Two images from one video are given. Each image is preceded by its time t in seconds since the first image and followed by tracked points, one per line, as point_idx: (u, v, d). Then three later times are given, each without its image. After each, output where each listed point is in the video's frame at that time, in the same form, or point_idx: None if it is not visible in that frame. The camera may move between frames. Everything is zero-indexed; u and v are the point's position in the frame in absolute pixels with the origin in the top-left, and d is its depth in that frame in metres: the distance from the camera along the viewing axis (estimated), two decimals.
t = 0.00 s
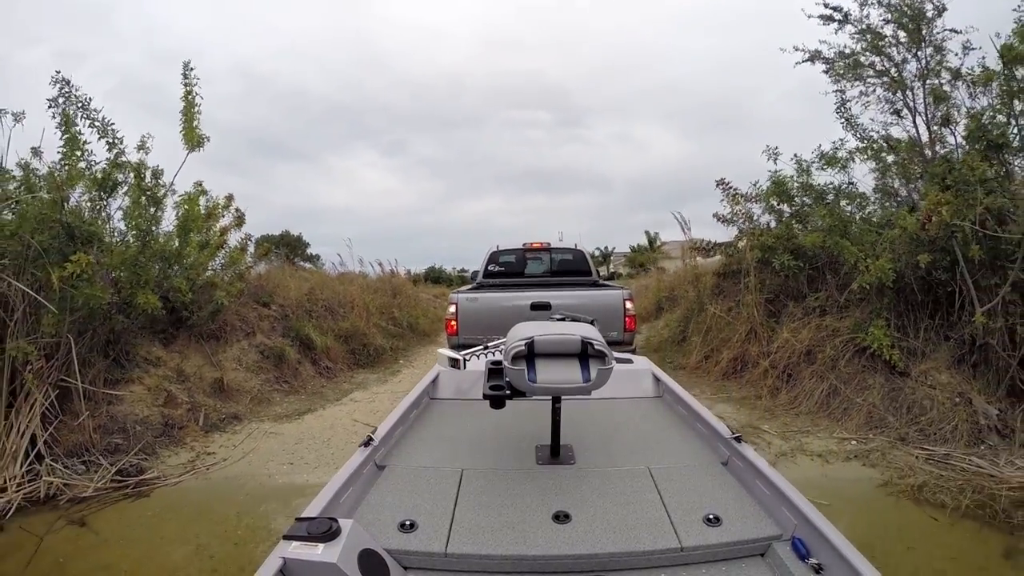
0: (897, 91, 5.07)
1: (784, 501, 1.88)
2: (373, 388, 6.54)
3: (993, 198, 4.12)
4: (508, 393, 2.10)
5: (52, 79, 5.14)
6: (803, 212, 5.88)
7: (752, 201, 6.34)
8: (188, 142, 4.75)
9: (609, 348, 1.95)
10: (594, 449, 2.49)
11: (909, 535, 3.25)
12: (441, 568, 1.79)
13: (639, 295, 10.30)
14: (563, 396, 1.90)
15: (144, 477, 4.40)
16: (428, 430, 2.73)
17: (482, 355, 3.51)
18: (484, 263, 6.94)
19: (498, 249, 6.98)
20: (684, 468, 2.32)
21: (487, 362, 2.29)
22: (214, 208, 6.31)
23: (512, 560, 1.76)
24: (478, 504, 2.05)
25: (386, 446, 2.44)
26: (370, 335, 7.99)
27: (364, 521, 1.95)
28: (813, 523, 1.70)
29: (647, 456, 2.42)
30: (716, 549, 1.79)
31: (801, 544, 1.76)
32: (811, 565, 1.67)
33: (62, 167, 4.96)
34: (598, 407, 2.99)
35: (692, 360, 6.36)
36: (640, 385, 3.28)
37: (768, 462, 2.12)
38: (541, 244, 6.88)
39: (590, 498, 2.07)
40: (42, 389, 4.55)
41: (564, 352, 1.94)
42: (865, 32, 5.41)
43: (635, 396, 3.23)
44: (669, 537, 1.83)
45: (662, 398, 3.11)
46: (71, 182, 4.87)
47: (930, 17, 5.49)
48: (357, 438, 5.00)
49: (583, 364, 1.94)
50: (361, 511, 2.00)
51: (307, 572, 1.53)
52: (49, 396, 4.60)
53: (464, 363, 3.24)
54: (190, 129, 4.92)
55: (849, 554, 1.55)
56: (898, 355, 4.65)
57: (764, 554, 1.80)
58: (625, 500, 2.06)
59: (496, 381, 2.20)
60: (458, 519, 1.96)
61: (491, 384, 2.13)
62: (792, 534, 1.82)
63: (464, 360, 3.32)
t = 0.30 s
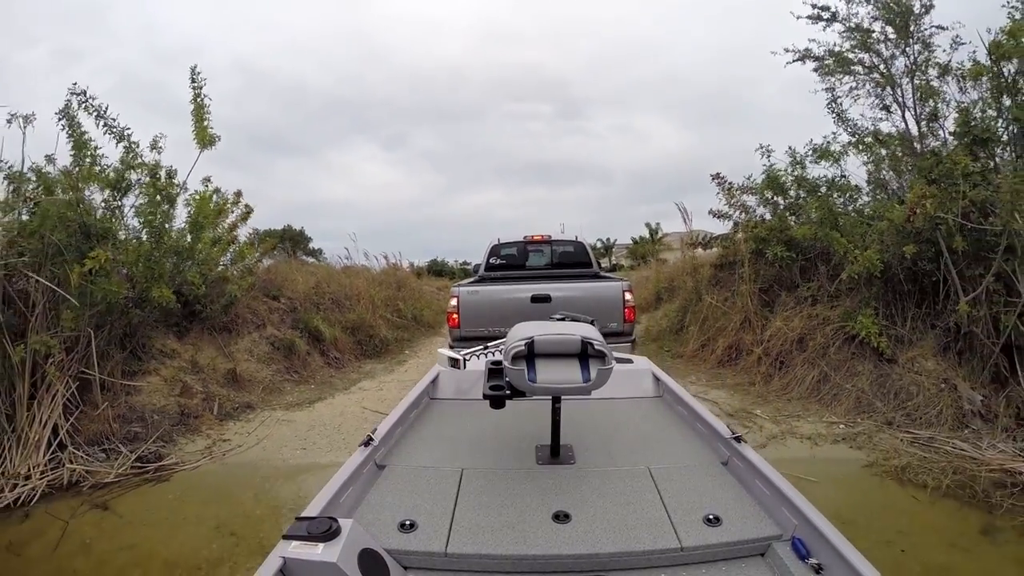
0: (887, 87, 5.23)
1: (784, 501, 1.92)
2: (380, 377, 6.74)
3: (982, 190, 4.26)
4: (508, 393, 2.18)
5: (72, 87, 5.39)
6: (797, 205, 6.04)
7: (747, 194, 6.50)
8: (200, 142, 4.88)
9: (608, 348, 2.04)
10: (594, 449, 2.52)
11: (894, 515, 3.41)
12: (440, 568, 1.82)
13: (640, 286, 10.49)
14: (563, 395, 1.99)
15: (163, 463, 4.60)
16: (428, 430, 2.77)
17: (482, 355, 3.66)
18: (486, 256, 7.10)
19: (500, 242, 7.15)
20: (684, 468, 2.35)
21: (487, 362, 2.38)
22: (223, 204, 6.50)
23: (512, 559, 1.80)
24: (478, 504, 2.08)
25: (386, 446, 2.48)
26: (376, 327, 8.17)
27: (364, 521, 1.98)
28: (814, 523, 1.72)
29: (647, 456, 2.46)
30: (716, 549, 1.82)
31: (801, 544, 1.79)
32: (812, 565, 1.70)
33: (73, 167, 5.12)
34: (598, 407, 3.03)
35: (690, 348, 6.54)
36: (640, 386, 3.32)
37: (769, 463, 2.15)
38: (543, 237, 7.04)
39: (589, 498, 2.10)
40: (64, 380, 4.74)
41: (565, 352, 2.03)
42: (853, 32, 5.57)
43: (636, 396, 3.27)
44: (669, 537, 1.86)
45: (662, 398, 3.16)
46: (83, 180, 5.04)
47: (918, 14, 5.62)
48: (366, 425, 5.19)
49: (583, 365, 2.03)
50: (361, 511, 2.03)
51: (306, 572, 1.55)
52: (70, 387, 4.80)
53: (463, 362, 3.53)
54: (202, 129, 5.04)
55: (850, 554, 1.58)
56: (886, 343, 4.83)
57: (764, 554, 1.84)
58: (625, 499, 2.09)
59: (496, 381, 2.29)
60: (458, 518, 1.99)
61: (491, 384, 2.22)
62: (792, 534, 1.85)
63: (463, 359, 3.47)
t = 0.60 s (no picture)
0: (881, 87, 5.40)
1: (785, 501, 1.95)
2: (384, 360, 6.93)
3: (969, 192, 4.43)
4: (508, 393, 2.22)
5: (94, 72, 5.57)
6: (791, 199, 6.20)
7: (743, 187, 6.65)
8: (214, 133, 5.03)
9: (608, 348, 2.07)
10: (594, 449, 2.54)
11: (875, 499, 3.57)
12: (441, 568, 1.85)
13: (638, 275, 10.69)
14: (564, 395, 2.02)
15: (176, 439, 4.79)
16: (428, 430, 2.79)
17: (482, 355, 3.60)
18: (488, 243, 7.26)
19: (502, 230, 7.31)
20: (684, 468, 2.37)
21: (487, 362, 2.42)
22: (231, 190, 6.64)
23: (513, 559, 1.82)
24: (479, 504, 2.10)
25: (386, 445, 2.50)
26: (380, 311, 8.35)
27: (364, 521, 2.00)
28: (815, 525, 1.75)
29: (647, 456, 2.48)
30: (716, 549, 1.85)
31: (802, 544, 1.82)
32: (812, 565, 1.73)
33: (89, 153, 5.31)
34: (597, 406, 3.05)
35: (685, 336, 6.74)
36: (640, 384, 3.35)
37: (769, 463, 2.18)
38: (544, 226, 7.20)
39: (589, 498, 2.12)
40: (80, 359, 4.92)
41: (566, 351, 2.06)
42: (847, 33, 5.70)
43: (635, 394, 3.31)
44: (669, 537, 1.89)
45: (661, 398, 3.19)
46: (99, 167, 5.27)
47: (912, 17, 5.76)
48: (370, 406, 5.37)
49: (583, 364, 2.06)
50: (360, 511, 2.06)
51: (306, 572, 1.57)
52: (86, 366, 4.98)
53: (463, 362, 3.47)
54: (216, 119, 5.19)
55: (851, 555, 1.61)
56: (872, 334, 5.01)
57: (764, 553, 1.87)
58: (625, 499, 2.12)
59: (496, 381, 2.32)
60: (458, 518, 2.01)
61: (491, 383, 2.26)
62: (793, 534, 1.88)
63: (464, 361, 3.39)
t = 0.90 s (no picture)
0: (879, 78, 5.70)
1: (785, 501, 2.04)
2: (389, 330, 7.16)
3: (957, 183, 4.65)
4: (507, 392, 2.30)
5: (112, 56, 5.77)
6: (788, 184, 6.36)
7: (741, 170, 6.79)
8: (231, 110, 5.33)
9: (608, 347, 2.13)
10: (595, 449, 2.64)
11: (856, 470, 3.78)
12: (441, 567, 1.93)
13: (638, 254, 10.89)
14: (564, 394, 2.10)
15: (191, 402, 5.03)
16: (428, 430, 2.87)
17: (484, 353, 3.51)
18: (492, 219, 7.42)
19: (505, 206, 7.47)
20: (684, 469, 2.46)
21: (486, 361, 2.49)
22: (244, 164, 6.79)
23: (516, 559, 1.91)
24: (482, 503, 2.19)
25: (386, 445, 2.59)
26: (385, 284, 8.56)
27: (364, 521, 2.08)
28: (814, 526, 1.84)
29: (648, 457, 2.58)
30: (716, 548, 1.94)
31: (801, 544, 1.90)
32: (811, 564, 1.81)
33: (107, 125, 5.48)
34: (598, 405, 3.13)
35: (680, 313, 6.96)
36: (640, 384, 3.39)
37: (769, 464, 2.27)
38: (547, 203, 7.35)
39: (589, 499, 2.22)
40: (99, 326, 5.13)
41: (566, 350, 2.15)
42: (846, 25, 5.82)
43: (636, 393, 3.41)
44: (669, 537, 1.98)
45: (661, 397, 3.28)
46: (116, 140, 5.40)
47: (914, 9, 5.81)
48: (376, 373, 5.59)
49: (584, 364, 2.13)
50: (360, 511, 2.14)
51: (307, 571, 1.63)
52: (104, 333, 5.18)
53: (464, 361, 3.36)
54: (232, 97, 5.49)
55: (850, 553, 1.70)
56: (859, 317, 5.22)
57: (764, 554, 1.96)
58: (625, 499, 2.21)
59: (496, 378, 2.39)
60: (458, 518, 2.10)
61: (492, 383, 2.33)
62: (793, 534, 1.97)
63: (465, 358, 3.34)
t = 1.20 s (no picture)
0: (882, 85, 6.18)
1: (786, 501, 2.16)
2: (394, 301, 7.34)
3: (950, 188, 4.85)
4: (507, 393, 2.36)
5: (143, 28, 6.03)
6: (789, 180, 6.52)
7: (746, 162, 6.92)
8: (252, 79, 5.58)
9: (607, 348, 2.24)
10: (595, 448, 2.74)
11: (837, 457, 3.97)
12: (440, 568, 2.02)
13: (641, 239, 11.06)
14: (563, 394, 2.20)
15: (204, 362, 5.23)
16: (428, 431, 2.91)
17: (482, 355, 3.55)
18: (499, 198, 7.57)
19: (513, 186, 7.60)
20: (684, 469, 2.58)
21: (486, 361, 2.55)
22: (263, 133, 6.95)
23: (523, 557, 2.01)
24: (484, 503, 2.28)
25: (386, 445, 2.65)
26: (391, 257, 8.74)
27: (365, 521, 2.15)
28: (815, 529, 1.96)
29: (648, 457, 2.69)
30: (717, 548, 2.06)
31: (801, 544, 2.03)
32: (812, 563, 1.94)
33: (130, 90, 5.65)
34: (599, 403, 3.24)
35: (678, 299, 7.14)
36: (639, 383, 3.50)
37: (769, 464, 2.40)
38: (554, 185, 7.48)
39: (590, 499, 2.32)
40: (116, 287, 5.30)
41: (566, 351, 2.26)
42: (857, 31, 6.46)
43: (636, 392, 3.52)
44: (671, 537, 2.09)
45: (661, 397, 3.39)
46: (132, 107, 5.58)
47: (923, 19, 6.17)
48: (382, 343, 5.78)
49: (584, 364, 2.23)
50: (359, 510, 2.22)
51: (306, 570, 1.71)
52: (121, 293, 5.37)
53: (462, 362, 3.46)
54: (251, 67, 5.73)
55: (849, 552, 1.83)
56: (850, 312, 5.40)
57: (764, 553, 2.08)
58: (627, 499, 2.31)
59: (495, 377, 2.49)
60: (457, 519, 2.19)
61: (491, 384, 2.39)
62: (793, 533, 2.10)
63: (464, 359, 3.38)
